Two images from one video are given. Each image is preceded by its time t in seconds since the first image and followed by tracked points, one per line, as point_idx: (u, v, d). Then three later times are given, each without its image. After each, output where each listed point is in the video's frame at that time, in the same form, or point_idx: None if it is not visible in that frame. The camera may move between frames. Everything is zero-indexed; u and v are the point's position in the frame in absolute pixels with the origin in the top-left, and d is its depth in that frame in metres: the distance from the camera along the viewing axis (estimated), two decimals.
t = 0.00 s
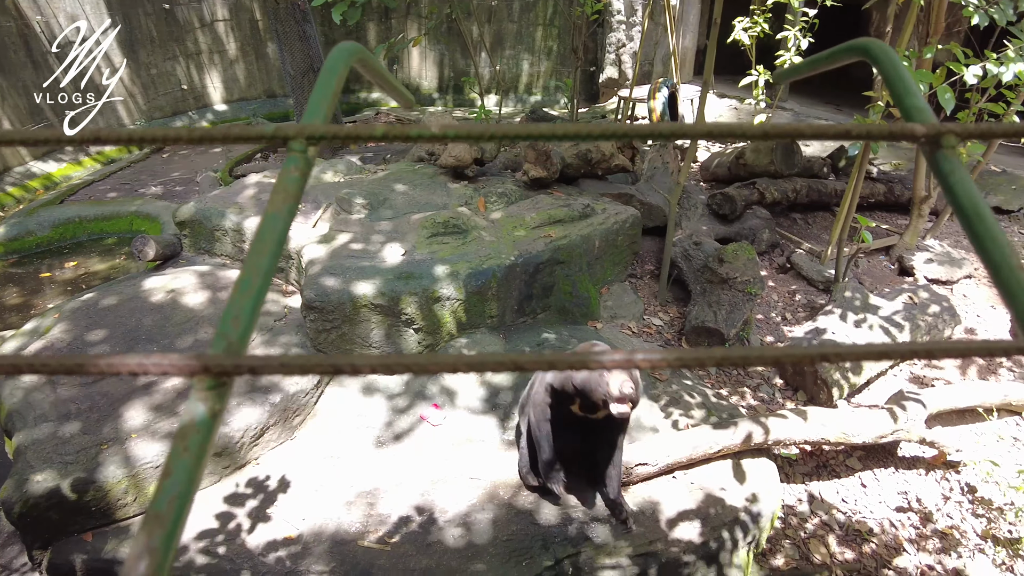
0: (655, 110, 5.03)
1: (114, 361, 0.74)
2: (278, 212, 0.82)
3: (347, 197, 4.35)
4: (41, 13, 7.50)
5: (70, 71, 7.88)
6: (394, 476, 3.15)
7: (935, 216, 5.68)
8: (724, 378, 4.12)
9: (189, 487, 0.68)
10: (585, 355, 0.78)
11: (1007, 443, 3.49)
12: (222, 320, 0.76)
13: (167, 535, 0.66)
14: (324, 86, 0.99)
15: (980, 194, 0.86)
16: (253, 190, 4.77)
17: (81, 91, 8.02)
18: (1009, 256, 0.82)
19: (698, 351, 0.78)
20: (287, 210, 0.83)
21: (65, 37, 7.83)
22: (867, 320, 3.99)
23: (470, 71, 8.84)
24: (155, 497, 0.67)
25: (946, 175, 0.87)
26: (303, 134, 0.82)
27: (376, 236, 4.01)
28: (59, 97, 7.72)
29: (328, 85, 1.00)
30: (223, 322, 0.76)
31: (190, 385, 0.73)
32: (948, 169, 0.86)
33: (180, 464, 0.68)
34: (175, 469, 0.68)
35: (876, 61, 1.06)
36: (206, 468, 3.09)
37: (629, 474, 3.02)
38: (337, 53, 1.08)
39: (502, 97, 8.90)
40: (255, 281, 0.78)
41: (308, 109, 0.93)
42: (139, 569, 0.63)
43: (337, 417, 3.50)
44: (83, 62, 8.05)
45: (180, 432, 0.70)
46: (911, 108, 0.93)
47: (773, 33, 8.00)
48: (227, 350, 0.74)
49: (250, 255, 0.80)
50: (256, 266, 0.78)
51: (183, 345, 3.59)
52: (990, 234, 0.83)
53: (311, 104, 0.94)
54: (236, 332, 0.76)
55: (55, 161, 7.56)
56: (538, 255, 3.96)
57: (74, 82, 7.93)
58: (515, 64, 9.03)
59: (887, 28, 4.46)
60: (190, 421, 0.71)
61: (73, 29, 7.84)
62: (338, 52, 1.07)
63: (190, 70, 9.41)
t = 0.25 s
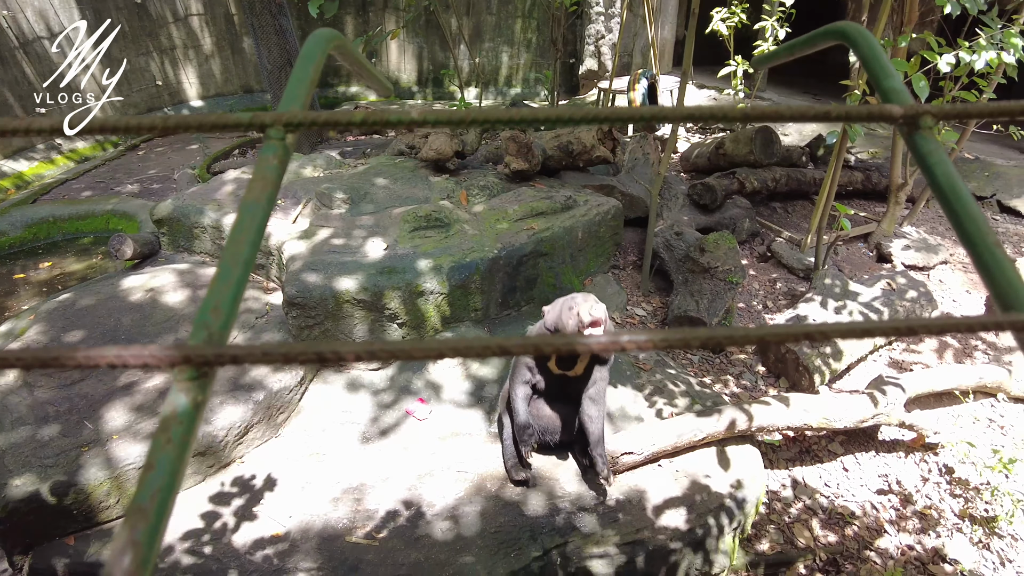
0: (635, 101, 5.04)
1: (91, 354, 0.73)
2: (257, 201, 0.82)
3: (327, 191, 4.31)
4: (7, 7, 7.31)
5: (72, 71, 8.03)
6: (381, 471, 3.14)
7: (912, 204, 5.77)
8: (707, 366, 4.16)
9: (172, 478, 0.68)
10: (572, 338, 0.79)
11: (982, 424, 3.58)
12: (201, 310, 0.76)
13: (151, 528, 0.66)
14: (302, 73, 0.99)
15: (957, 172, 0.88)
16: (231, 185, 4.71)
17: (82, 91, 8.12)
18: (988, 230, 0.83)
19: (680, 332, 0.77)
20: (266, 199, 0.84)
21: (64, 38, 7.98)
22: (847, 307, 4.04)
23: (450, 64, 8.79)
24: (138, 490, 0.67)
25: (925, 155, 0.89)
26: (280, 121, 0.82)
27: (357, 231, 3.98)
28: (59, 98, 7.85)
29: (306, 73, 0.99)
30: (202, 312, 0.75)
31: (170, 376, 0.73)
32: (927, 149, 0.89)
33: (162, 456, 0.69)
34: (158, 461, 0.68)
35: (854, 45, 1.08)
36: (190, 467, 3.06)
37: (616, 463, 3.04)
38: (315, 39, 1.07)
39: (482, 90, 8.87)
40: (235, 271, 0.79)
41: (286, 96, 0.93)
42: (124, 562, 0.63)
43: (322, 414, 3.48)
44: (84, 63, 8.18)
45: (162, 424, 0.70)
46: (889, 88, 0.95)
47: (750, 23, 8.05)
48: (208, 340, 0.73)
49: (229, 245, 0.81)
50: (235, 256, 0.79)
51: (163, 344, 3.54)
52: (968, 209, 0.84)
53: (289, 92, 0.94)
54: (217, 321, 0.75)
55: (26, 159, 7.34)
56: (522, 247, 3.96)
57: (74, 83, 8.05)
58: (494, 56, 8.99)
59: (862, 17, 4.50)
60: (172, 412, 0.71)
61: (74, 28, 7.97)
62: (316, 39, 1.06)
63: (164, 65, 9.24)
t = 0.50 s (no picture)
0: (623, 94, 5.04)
1: (84, 341, 0.71)
2: (253, 185, 0.81)
3: (315, 187, 4.29)
4: None
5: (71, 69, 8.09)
6: (374, 467, 3.13)
7: (898, 194, 5.82)
8: (697, 357, 4.18)
9: (172, 465, 0.67)
10: (575, 320, 0.78)
11: (968, 411, 3.63)
12: (198, 296, 0.75)
13: (152, 517, 0.65)
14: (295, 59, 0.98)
15: (955, 154, 0.87)
16: (218, 182, 4.67)
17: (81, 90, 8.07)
18: (985, 215, 0.83)
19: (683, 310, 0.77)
20: (262, 183, 0.83)
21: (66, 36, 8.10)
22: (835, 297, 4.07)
23: (436, 59, 8.76)
24: (136, 479, 0.66)
25: (922, 137, 0.88)
26: (275, 106, 0.80)
27: (346, 227, 3.96)
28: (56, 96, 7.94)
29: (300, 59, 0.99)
30: (200, 298, 0.74)
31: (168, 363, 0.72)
32: (924, 131, 0.87)
33: (161, 444, 0.67)
34: (157, 449, 0.67)
35: (845, 26, 1.06)
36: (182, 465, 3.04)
37: (609, 455, 3.04)
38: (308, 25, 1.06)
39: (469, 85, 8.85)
40: (232, 256, 0.77)
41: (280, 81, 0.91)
42: (124, 552, 0.62)
43: (314, 411, 3.48)
44: (84, 61, 8.22)
45: (161, 411, 0.69)
46: (884, 72, 0.94)
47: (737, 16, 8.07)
48: (206, 325, 0.72)
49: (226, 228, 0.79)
50: (232, 241, 0.78)
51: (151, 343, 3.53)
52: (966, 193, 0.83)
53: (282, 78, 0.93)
54: (215, 308, 0.74)
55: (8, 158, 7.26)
56: (511, 241, 3.96)
57: (74, 81, 8.10)
58: (481, 50, 8.97)
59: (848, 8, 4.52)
60: (170, 399, 0.70)
61: (73, 27, 8.03)
62: (309, 24, 1.05)
63: (147, 62, 9.12)
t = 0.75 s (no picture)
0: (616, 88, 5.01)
1: (61, 333, 0.68)
2: (236, 170, 0.78)
3: (308, 183, 4.26)
4: None
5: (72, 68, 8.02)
6: (370, 463, 3.12)
7: (892, 187, 5.83)
8: (693, 351, 4.18)
9: (151, 461, 0.63)
10: (569, 308, 0.77)
11: (963, 403, 3.65)
12: (180, 284, 0.72)
13: (129, 514, 0.61)
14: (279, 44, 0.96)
15: (957, 137, 0.85)
16: (211, 179, 4.64)
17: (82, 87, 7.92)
18: (988, 198, 0.81)
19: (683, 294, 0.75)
20: (247, 167, 0.80)
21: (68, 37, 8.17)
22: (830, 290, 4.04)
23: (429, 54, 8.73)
24: (112, 476, 0.62)
25: (923, 120, 0.86)
26: (259, 90, 0.80)
27: (340, 223, 3.94)
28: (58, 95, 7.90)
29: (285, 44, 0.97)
30: (181, 287, 0.71)
31: (147, 355, 0.69)
32: (924, 113, 0.86)
33: (140, 438, 0.64)
34: (135, 444, 0.64)
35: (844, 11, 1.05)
36: (177, 464, 3.03)
37: (606, 450, 3.03)
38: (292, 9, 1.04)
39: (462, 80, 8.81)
40: (213, 243, 0.74)
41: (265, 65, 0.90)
42: (98, 552, 0.58)
43: (310, 408, 3.47)
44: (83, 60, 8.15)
45: (139, 405, 0.65)
46: (883, 55, 0.93)
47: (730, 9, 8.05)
48: (186, 315, 0.69)
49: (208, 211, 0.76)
50: (216, 225, 0.75)
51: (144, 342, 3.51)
52: (969, 176, 0.82)
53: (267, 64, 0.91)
54: (196, 297, 0.71)
55: None
56: (506, 237, 3.94)
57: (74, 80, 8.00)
58: (475, 45, 8.93)
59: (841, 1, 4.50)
60: (149, 392, 0.67)
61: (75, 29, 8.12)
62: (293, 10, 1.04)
63: (138, 59, 9.05)
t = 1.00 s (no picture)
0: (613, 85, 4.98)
1: None
2: (192, 199, 0.76)
3: (303, 183, 4.24)
4: None
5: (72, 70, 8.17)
6: (366, 465, 3.11)
7: (890, 183, 5.82)
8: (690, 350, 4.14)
9: (89, 516, 0.60)
10: (539, 346, 0.74)
11: (961, 401, 3.64)
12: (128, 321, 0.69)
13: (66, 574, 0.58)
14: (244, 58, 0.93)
15: (951, 150, 0.82)
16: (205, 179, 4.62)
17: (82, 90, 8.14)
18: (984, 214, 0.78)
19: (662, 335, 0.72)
20: (204, 195, 0.78)
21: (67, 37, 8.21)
22: (828, 288, 4.01)
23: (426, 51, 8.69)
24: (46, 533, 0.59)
25: (915, 134, 0.84)
26: (219, 109, 0.76)
27: (335, 223, 3.92)
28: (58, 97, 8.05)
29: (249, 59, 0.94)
30: (130, 325, 0.68)
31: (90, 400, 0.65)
32: (917, 127, 0.84)
33: (79, 491, 0.60)
34: (73, 499, 0.60)
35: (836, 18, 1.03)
36: (172, 468, 3.01)
37: (603, 450, 3.02)
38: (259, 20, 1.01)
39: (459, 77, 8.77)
40: (167, 276, 0.72)
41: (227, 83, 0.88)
42: None
43: (306, 409, 3.45)
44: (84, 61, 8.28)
45: (78, 455, 0.62)
46: (874, 62, 0.91)
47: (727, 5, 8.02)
48: (134, 356, 0.66)
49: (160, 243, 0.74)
50: (168, 258, 0.72)
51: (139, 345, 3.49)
52: (961, 192, 0.79)
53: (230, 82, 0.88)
54: (145, 335, 0.68)
55: None
56: (503, 236, 3.92)
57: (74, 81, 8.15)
58: (471, 42, 8.89)
59: None
60: (89, 442, 0.63)
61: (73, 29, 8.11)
62: (261, 22, 1.01)
63: (133, 57, 9.00)
